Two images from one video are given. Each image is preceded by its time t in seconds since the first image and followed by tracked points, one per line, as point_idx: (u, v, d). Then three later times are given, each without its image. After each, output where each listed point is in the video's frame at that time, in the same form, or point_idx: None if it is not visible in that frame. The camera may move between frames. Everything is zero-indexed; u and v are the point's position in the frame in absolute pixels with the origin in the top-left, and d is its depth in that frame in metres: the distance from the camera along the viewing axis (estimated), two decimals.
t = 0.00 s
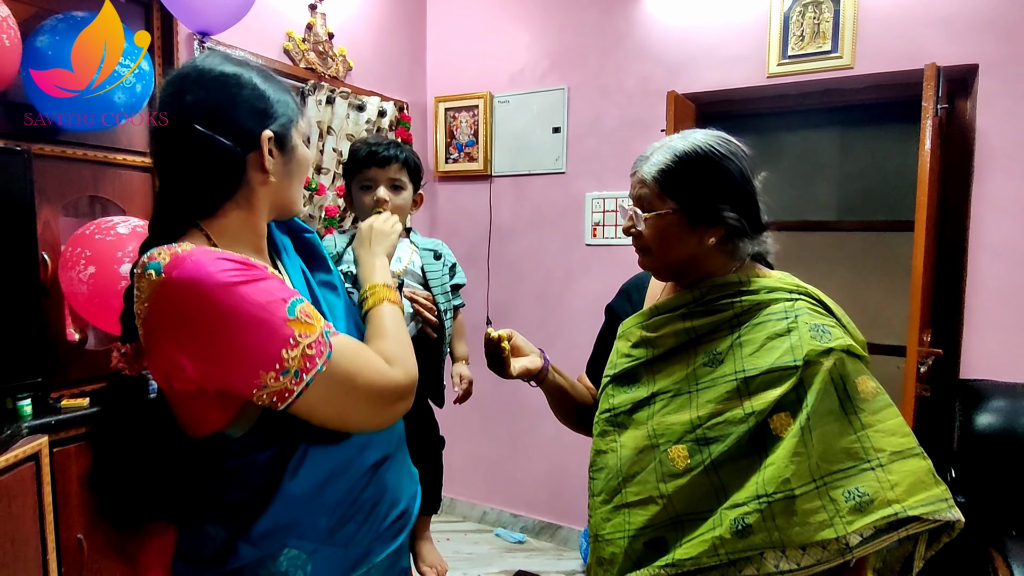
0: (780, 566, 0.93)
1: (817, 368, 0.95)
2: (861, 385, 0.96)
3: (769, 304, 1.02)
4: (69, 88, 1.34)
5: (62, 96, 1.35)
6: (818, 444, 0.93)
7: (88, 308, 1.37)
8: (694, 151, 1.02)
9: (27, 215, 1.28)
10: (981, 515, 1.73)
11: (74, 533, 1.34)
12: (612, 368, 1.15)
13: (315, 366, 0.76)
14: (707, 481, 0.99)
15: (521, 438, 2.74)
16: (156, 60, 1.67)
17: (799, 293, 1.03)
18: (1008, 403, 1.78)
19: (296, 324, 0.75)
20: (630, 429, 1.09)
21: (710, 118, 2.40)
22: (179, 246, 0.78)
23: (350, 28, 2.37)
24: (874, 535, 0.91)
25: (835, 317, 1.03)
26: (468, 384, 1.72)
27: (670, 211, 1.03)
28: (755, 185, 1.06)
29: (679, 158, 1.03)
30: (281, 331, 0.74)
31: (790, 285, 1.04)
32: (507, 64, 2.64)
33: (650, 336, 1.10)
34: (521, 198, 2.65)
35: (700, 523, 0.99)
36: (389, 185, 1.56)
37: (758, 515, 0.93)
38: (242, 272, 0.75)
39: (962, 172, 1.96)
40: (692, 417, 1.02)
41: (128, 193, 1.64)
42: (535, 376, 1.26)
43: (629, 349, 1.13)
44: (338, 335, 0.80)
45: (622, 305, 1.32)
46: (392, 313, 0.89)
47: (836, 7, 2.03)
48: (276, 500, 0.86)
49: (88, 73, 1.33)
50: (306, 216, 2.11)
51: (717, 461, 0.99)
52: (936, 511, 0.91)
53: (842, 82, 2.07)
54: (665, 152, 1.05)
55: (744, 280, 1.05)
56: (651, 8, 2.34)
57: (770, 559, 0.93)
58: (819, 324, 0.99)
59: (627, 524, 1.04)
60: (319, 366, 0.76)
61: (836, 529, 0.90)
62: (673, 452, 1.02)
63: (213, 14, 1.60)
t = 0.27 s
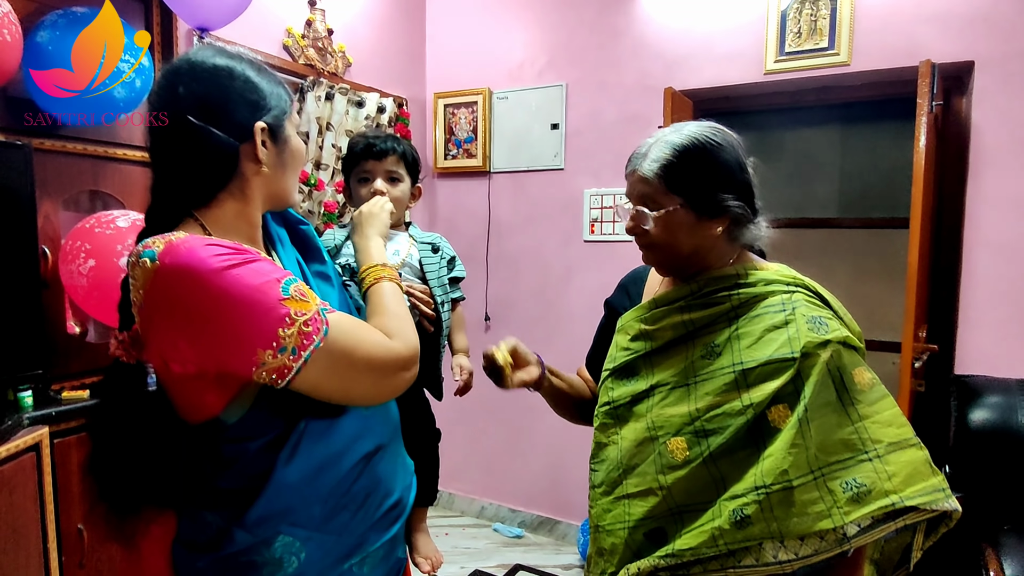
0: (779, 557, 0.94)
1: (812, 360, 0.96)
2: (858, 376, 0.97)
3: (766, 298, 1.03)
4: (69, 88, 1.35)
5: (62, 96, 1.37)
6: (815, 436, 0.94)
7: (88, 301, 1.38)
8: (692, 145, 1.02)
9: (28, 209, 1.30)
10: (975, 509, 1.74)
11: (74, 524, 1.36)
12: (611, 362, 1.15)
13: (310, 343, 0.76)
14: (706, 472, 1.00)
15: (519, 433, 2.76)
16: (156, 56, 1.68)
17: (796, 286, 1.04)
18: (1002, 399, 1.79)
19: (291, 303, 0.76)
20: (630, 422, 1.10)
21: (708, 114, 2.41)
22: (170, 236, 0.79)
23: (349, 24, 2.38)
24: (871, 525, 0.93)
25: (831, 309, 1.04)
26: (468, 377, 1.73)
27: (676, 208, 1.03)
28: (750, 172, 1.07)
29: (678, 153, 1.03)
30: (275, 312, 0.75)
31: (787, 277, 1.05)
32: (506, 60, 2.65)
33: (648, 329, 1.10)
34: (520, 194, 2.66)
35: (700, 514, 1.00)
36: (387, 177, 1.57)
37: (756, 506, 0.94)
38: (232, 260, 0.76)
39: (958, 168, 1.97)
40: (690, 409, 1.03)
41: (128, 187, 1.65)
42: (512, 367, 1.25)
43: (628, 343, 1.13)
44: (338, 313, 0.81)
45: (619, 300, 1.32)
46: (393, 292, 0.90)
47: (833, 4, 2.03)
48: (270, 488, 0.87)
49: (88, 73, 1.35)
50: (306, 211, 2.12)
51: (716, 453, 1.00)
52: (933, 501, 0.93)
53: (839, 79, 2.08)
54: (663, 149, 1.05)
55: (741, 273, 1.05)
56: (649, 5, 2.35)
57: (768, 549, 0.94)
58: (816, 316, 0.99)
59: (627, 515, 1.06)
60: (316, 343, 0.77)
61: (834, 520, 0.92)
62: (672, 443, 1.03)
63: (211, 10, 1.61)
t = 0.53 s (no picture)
0: (793, 546, 0.89)
1: (809, 354, 0.93)
2: (852, 363, 0.95)
3: (761, 295, 0.98)
4: (68, 87, 1.37)
5: (61, 95, 1.38)
6: (817, 426, 0.90)
7: (89, 301, 1.39)
8: (715, 153, 0.95)
9: (29, 209, 1.31)
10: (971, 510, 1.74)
11: (73, 522, 1.36)
12: (609, 369, 1.11)
13: (296, 352, 0.78)
14: (713, 469, 0.96)
15: (518, 433, 2.76)
16: (157, 57, 1.69)
17: (787, 283, 0.99)
18: (999, 400, 1.79)
19: (279, 311, 0.77)
20: (633, 428, 1.05)
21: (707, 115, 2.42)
22: (167, 235, 0.80)
23: (349, 25, 2.39)
24: (878, 505, 0.90)
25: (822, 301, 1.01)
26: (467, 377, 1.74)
27: (710, 218, 0.94)
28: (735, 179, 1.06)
29: (706, 161, 0.94)
30: (263, 318, 0.76)
31: (778, 275, 0.99)
32: (505, 61, 2.66)
33: (644, 336, 1.06)
34: (519, 194, 2.67)
35: (711, 513, 0.95)
36: (383, 177, 1.58)
37: (769, 499, 0.89)
38: (225, 262, 0.77)
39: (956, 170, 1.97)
40: (693, 411, 0.98)
41: (129, 187, 1.66)
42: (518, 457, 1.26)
43: (625, 350, 1.09)
44: (325, 323, 0.82)
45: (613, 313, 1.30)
46: (378, 300, 0.91)
47: (832, 5, 2.04)
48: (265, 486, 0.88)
49: (87, 73, 1.36)
50: (306, 212, 2.13)
51: (722, 451, 0.95)
52: (934, 476, 0.91)
53: (837, 80, 2.08)
54: (688, 154, 0.95)
55: (737, 274, 1.00)
56: (648, 6, 2.36)
57: (783, 540, 0.89)
58: (810, 310, 0.96)
59: (638, 519, 1.02)
60: (302, 353, 0.78)
61: (844, 503, 0.88)
62: (678, 446, 0.99)
63: (212, 11, 1.62)
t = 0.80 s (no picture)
0: (806, 516, 0.89)
1: (795, 332, 0.94)
2: (837, 340, 0.97)
3: (748, 286, 0.99)
4: (68, 87, 1.38)
5: (62, 95, 1.39)
6: (813, 399, 0.92)
7: (96, 303, 1.41)
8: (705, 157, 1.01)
9: (38, 212, 1.32)
10: (977, 514, 1.74)
11: (81, 522, 1.38)
12: (610, 376, 1.08)
13: (265, 387, 0.76)
14: (722, 453, 0.96)
15: (523, 434, 2.77)
16: (164, 60, 1.71)
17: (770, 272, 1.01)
18: (1005, 403, 1.78)
19: (258, 343, 0.76)
20: (641, 426, 1.04)
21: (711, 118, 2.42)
22: (175, 238, 0.81)
23: (354, 29, 2.41)
24: (876, 470, 0.91)
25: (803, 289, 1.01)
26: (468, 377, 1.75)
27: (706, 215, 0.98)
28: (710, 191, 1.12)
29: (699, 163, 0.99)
30: (242, 346, 0.75)
31: (761, 266, 1.01)
32: (510, 64, 2.66)
33: (642, 337, 1.04)
34: (523, 196, 2.67)
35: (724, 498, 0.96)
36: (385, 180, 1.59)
37: (779, 472, 0.89)
38: (221, 277, 0.76)
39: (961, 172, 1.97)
40: (699, 401, 0.98)
41: (136, 189, 1.68)
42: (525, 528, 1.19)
43: (625, 355, 1.07)
44: (307, 363, 0.79)
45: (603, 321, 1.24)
46: (381, 349, 0.87)
47: (836, 8, 2.04)
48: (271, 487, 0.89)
49: (88, 73, 1.37)
50: (311, 214, 2.14)
51: (731, 436, 0.95)
52: (922, 437, 0.94)
53: (841, 83, 2.08)
54: (682, 158, 0.99)
55: (716, 269, 1.01)
56: (652, 8, 2.36)
57: (795, 512, 0.89)
58: (796, 295, 0.97)
59: (654, 513, 1.00)
60: (271, 389, 0.76)
61: (846, 470, 0.89)
62: (689, 436, 0.98)
63: (218, 15, 1.63)
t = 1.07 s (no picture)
0: (832, 469, 0.87)
1: (797, 305, 0.94)
2: (831, 307, 0.96)
3: (744, 270, 1.01)
4: (68, 87, 1.38)
5: (62, 95, 1.40)
6: (818, 359, 0.90)
7: (104, 301, 1.41)
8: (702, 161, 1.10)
9: (46, 210, 1.33)
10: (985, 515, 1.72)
11: (88, 518, 1.38)
12: (623, 378, 1.06)
13: (201, 424, 0.68)
14: (746, 425, 0.94)
15: (527, 434, 2.76)
16: (171, 60, 1.71)
17: (760, 256, 1.03)
18: (1014, 404, 1.77)
19: (211, 377, 0.68)
20: (665, 417, 1.01)
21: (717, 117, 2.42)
22: (183, 240, 0.80)
23: (360, 29, 2.41)
24: (876, 415, 0.88)
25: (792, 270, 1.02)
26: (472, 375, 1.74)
27: (701, 204, 1.04)
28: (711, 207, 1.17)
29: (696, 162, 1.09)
30: (195, 373, 0.68)
31: (750, 254, 1.03)
32: (515, 64, 2.66)
33: (653, 334, 1.03)
34: (529, 196, 2.67)
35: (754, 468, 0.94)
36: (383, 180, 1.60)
37: (800, 432, 0.88)
38: (210, 299, 0.70)
39: (970, 172, 1.96)
40: (721, 381, 0.96)
41: (143, 188, 1.68)
42: (528, 537, 1.16)
43: (635, 355, 1.06)
44: (260, 413, 0.70)
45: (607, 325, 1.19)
46: (344, 429, 0.77)
47: (843, 7, 2.03)
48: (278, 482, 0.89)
49: (88, 73, 1.37)
50: (317, 214, 2.15)
51: (754, 409, 0.94)
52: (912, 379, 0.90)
53: (848, 82, 2.07)
54: (682, 157, 1.09)
55: (713, 260, 1.03)
56: (657, 8, 2.36)
57: (820, 466, 0.87)
58: (789, 272, 0.98)
59: (690, 495, 0.97)
60: (206, 427, 0.68)
61: (853, 420, 0.87)
62: (716, 415, 0.95)
63: (224, 16, 1.64)
